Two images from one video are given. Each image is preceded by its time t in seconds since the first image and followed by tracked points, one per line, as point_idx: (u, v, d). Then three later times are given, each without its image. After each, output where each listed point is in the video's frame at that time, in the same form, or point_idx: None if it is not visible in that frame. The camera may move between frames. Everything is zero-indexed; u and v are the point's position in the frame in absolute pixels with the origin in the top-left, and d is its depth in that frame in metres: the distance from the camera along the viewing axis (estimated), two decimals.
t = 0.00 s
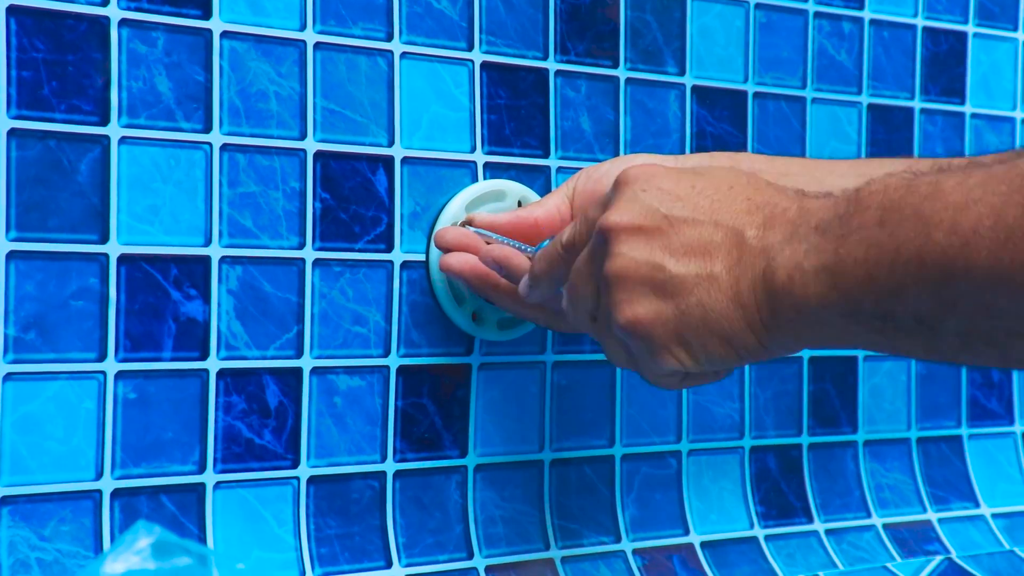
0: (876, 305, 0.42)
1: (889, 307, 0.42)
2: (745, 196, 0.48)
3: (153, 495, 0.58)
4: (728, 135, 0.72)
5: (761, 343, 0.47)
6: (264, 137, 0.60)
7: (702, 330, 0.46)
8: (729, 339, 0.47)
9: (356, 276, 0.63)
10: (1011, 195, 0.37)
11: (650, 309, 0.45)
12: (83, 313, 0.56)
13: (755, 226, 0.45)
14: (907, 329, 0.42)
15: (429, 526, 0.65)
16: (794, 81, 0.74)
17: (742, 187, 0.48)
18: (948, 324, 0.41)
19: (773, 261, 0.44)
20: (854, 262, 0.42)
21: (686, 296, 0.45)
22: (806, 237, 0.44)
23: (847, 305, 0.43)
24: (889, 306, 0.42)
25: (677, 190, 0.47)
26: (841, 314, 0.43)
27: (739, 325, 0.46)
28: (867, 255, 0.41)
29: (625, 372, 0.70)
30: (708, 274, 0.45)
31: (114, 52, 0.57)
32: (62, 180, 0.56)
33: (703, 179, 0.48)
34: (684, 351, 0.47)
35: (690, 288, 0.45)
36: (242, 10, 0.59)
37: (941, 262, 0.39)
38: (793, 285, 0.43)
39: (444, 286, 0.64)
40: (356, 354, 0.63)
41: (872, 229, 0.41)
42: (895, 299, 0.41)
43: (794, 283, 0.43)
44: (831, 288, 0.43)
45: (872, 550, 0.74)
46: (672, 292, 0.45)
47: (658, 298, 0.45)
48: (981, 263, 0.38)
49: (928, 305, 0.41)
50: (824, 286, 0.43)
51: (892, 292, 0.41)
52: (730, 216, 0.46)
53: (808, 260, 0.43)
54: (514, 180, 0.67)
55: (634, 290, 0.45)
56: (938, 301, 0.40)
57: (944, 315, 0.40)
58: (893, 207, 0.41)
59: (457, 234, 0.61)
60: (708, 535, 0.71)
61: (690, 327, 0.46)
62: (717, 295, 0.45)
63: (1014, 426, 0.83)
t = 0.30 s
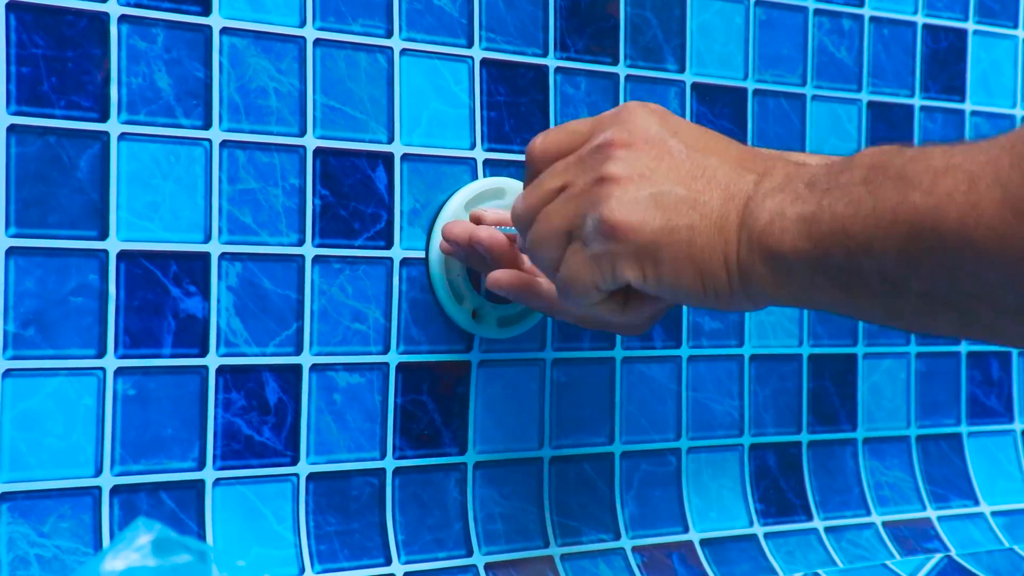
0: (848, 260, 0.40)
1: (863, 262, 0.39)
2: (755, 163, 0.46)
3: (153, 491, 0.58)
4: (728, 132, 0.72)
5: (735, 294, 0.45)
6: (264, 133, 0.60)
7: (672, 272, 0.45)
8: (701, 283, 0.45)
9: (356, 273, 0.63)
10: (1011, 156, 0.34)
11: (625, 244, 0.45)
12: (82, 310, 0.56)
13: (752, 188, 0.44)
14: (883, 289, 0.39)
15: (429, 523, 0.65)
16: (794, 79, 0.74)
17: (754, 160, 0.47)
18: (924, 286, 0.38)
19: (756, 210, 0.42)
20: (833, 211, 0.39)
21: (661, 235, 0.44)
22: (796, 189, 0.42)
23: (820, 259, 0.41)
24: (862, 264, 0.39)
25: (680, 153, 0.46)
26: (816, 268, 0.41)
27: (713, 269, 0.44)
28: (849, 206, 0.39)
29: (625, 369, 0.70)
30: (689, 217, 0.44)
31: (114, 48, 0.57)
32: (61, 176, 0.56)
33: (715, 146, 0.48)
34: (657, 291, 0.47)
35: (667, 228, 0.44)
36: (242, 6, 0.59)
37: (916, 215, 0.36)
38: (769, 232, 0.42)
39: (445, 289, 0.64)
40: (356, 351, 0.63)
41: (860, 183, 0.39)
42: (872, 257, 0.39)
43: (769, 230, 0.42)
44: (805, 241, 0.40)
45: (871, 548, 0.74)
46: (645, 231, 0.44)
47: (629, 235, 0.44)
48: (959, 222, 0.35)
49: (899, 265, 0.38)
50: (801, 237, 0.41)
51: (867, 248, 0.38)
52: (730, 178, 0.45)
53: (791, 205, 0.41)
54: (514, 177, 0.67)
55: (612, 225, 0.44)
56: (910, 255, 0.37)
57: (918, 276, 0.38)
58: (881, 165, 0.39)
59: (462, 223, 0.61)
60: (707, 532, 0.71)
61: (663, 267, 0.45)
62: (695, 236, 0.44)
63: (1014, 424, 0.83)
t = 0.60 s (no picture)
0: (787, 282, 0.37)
1: (833, 300, 0.37)
2: (712, 189, 0.43)
3: (153, 488, 0.58)
4: (728, 129, 0.72)
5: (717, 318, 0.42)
6: (263, 130, 0.60)
7: (633, 306, 0.43)
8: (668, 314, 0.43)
9: (356, 270, 0.62)
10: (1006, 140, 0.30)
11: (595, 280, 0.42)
12: (82, 307, 0.56)
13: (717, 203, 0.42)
14: (879, 307, 0.36)
15: (429, 520, 0.65)
16: (794, 75, 0.74)
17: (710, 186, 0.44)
18: (892, 299, 0.35)
19: (732, 238, 0.39)
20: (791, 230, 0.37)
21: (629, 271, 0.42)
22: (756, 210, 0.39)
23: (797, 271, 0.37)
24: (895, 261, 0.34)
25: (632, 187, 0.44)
26: (834, 268, 0.36)
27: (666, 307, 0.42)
28: (810, 221, 0.36)
29: (625, 366, 0.70)
30: (649, 247, 0.41)
31: (113, 45, 0.57)
32: (61, 172, 0.56)
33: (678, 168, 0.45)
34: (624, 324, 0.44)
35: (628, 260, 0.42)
36: (241, 3, 0.59)
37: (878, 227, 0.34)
38: (738, 263, 0.39)
39: (444, 289, 0.64)
40: (355, 347, 0.63)
41: (818, 197, 0.36)
42: (888, 267, 0.34)
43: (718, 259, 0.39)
44: (774, 261, 0.37)
45: (871, 544, 0.74)
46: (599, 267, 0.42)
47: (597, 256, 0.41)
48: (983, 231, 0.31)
49: (967, 273, 0.32)
50: (763, 261, 0.38)
51: (824, 260, 0.36)
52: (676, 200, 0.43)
53: (760, 231, 0.38)
54: (514, 173, 0.67)
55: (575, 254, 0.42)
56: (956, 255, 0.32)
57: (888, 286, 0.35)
58: (836, 181, 0.36)
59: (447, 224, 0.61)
60: (707, 529, 0.71)
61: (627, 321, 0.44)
62: (652, 271, 0.41)
63: (1013, 420, 0.83)
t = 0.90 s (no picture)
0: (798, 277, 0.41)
1: (840, 288, 0.40)
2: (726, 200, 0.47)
3: (154, 485, 0.58)
4: (730, 127, 0.72)
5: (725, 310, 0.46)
6: (265, 127, 0.60)
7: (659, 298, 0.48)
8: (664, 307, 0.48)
9: (358, 268, 0.63)
10: (980, 157, 0.34)
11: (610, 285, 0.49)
12: (83, 303, 0.56)
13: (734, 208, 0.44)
14: (887, 272, 0.38)
15: (430, 517, 0.65)
16: (796, 74, 0.74)
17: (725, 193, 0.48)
18: (905, 292, 0.39)
19: (741, 223, 0.42)
20: (810, 227, 0.39)
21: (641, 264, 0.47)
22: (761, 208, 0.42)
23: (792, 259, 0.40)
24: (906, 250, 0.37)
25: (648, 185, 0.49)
26: (805, 275, 0.40)
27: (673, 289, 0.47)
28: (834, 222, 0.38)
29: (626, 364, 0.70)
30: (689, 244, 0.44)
31: (116, 42, 0.57)
32: (63, 169, 0.56)
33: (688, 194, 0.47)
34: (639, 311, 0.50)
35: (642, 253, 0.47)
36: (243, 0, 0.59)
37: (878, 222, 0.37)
38: (742, 250, 0.42)
39: (445, 283, 0.64)
40: (357, 345, 0.63)
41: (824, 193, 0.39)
42: (907, 259, 0.37)
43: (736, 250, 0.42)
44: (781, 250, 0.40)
45: (872, 543, 0.74)
46: (643, 247, 0.46)
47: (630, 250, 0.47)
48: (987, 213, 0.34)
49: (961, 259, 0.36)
50: (765, 250, 0.41)
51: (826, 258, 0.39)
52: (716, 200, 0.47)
53: (782, 215, 0.40)
54: (515, 171, 0.67)
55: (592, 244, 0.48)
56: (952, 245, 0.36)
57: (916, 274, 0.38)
58: (858, 180, 0.38)
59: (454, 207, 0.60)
60: (708, 527, 0.71)
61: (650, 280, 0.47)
62: (701, 256, 0.44)
63: (1014, 420, 0.83)
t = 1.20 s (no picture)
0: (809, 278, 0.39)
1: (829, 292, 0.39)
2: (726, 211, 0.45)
3: (162, 484, 0.58)
4: (736, 126, 0.72)
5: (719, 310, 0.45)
6: (273, 126, 0.60)
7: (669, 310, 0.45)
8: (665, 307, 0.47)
9: (365, 266, 0.63)
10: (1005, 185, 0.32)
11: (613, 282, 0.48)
12: (91, 302, 0.56)
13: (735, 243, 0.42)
14: (902, 303, 0.36)
15: (438, 516, 0.65)
16: (803, 72, 0.74)
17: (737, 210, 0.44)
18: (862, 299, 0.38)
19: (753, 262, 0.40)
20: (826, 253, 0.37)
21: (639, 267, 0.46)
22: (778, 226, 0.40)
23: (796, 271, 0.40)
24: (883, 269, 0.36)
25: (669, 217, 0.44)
26: (844, 307, 0.37)
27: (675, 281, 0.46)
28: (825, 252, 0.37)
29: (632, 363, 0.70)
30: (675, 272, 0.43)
31: (123, 41, 0.57)
32: (70, 168, 0.56)
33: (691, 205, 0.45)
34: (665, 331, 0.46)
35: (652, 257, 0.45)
36: None
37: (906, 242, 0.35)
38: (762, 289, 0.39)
39: (452, 284, 0.64)
40: (364, 344, 0.63)
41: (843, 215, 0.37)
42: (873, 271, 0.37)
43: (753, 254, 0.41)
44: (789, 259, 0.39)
45: (879, 542, 0.74)
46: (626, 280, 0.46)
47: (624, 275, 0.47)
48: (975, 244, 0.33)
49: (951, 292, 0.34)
50: (786, 282, 0.38)
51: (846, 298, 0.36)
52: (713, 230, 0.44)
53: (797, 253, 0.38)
54: (522, 171, 0.67)
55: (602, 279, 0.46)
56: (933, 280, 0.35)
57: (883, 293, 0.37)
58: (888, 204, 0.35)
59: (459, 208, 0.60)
60: (714, 526, 0.71)
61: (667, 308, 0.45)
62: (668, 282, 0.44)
63: (1021, 419, 0.83)
